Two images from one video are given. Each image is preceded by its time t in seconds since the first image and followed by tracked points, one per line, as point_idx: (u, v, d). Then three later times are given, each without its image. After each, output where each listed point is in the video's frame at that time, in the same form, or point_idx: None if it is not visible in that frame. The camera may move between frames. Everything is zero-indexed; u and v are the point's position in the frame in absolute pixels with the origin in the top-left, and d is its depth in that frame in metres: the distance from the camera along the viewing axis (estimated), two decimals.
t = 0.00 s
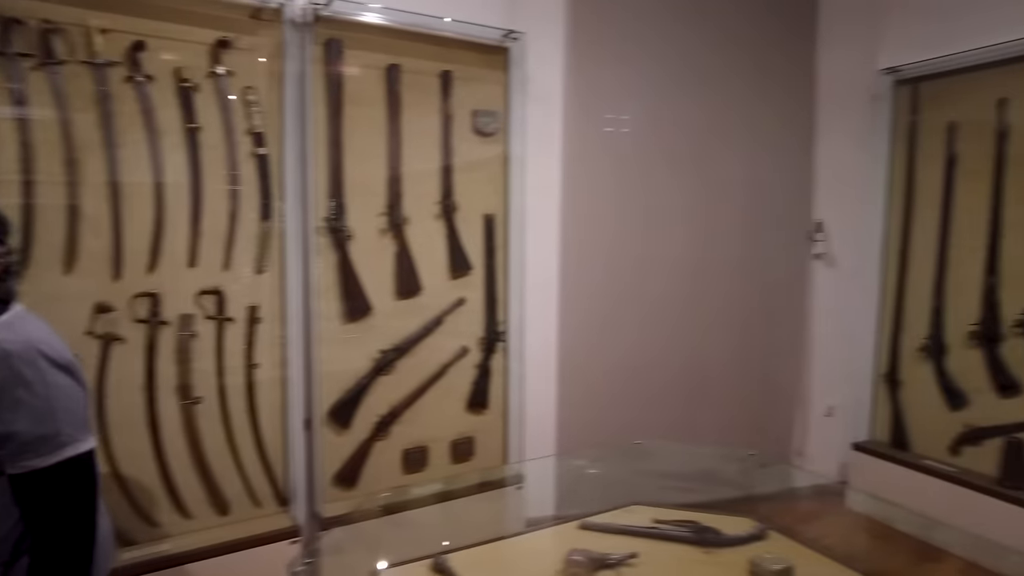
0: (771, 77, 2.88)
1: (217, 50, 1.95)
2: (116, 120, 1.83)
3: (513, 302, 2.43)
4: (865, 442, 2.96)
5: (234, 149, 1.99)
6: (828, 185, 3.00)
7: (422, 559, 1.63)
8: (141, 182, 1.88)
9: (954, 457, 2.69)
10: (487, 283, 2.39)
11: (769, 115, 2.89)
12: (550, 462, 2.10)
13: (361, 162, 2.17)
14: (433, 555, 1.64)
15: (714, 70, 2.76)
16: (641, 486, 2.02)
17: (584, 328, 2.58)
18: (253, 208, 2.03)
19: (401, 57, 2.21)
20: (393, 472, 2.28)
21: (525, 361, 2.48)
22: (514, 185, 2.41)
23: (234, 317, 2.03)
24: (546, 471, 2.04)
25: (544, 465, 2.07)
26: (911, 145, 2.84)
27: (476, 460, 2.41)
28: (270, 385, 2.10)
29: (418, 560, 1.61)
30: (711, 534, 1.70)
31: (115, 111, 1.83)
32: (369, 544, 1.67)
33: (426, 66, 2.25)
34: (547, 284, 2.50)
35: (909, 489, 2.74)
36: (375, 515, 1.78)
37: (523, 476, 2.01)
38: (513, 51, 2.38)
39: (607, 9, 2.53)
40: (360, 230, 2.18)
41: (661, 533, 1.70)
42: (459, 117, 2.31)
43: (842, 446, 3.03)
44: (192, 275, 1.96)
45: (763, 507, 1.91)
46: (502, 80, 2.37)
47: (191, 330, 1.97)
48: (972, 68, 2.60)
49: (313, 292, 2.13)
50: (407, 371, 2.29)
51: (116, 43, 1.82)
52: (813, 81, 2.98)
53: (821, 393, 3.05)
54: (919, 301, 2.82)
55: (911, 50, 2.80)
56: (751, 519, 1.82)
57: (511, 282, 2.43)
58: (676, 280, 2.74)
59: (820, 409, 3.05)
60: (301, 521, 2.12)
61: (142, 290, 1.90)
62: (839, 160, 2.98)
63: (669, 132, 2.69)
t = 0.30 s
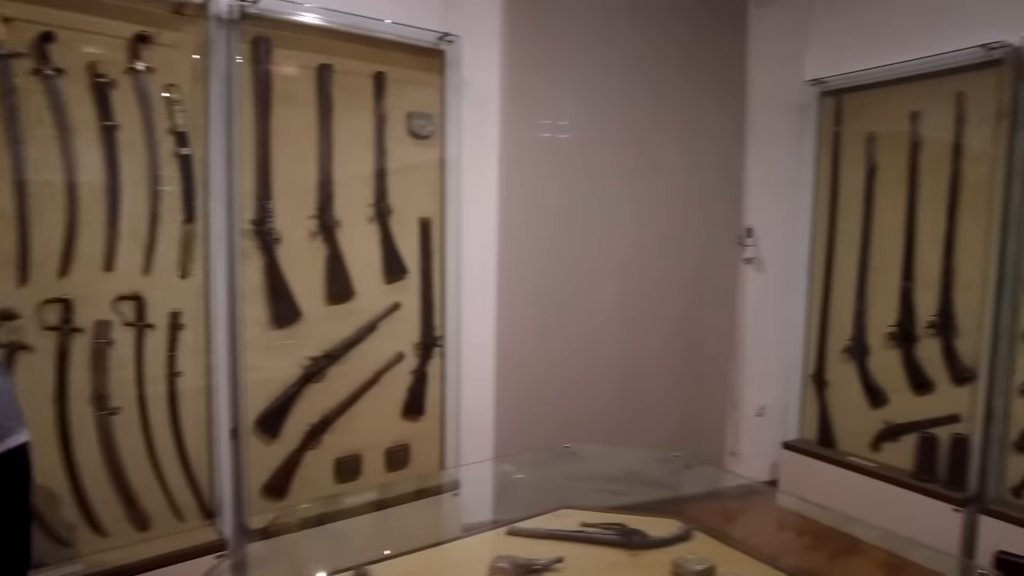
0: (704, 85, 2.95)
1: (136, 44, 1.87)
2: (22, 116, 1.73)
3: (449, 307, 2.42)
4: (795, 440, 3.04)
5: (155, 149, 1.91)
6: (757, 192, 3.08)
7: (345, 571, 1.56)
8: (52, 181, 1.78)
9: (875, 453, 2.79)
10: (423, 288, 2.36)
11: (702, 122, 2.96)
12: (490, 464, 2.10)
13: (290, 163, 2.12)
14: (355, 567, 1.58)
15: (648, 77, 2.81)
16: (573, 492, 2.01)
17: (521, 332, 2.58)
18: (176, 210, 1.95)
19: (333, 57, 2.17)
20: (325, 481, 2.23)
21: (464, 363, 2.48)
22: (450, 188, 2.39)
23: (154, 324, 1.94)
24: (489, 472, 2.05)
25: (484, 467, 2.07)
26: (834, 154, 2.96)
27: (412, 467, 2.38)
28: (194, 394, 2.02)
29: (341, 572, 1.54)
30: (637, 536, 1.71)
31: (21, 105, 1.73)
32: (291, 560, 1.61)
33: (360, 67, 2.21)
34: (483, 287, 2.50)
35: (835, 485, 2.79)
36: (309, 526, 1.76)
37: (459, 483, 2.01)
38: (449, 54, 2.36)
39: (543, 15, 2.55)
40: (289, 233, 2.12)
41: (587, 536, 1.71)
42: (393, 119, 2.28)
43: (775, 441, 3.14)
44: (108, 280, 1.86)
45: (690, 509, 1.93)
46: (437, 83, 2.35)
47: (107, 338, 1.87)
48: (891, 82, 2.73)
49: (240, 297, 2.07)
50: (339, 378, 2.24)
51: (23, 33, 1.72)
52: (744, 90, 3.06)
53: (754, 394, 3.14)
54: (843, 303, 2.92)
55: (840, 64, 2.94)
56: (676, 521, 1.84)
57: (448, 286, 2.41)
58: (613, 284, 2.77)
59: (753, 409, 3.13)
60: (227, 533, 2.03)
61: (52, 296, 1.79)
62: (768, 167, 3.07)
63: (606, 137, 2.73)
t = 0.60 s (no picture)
0: (647, 90, 3.00)
1: (58, 34, 1.78)
2: None
3: (392, 309, 2.38)
4: (736, 438, 3.11)
5: (79, 144, 1.83)
6: (699, 194, 3.17)
7: None
8: None
9: (812, 449, 2.88)
10: (366, 289, 2.32)
11: (646, 126, 3.01)
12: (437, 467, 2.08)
13: (227, 161, 2.06)
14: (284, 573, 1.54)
15: (593, 81, 2.83)
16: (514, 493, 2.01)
17: (465, 332, 2.57)
18: (103, 208, 1.87)
19: (272, 53, 2.12)
20: (263, 489, 2.17)
21: (408, 364, 2.46)
22: (393, 189, 2.36)
23: (79, 327, 1.86)
24: (433, 475, 2.02)
25: (431, 470, 2.05)
26: (772, 158, 3.04)
27: (354, 472, 2.34)
28: (122, 400, 1.94)
29: None
30: (573, 535, 1.72)
31: None
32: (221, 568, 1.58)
33: (299, 64, 2.17)
34: (429, 288, 2.49)
35: (773, 479, 2.89)
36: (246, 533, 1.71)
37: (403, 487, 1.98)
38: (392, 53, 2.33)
39: (488, 16, 2.55)
40: (225, 233, 2.06)
41: (524, 536, 1.71)
42: (335, 118, 2.24)
43: (715, 437, 3.24)
44: (28, 281, 1.77)
45: (628, 508, 1.96)
46: (380, 82, 2.32)
47: (27, 342, 1.78)
48: (824, 90, 2.83)
49: (172, 299, 2.00)
50: (277, 383, 2.18)
51: None
52: (686, 96, 3.14)
53: (696, 393, 3.22)
54: (781, 304, 3.01)
55: (777, 74, 3.03)
56: (613, 518, 1.87)
57: (391, 288, 2.38)
58: (557, 286, 2.79)
59: (695, 407, 3.21)
60: (159, 545, 1.96)
61: None
62: (709, 171, 3.17)
63: (552, 140, 2.75)
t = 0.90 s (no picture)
0: (595, 93, 3.00)
1: None
2: None
3: (339, 312, 2.34)
4: (683, 437, 3.18)
5: (3, 139, 1.74)
6: (648, 197, 3.20)
7: None
8: None
9: (757, 447, 2.94)
10: (310, 292, 2.27)
11: (594, 128, 3.01)
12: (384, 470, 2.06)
13: (164, 159, 1.99)
14: None
15: (543, 84, 2.84)
16: (462, 497, 1.99)
17: (414, 333, 2.54)
18: (29, 207, 1.79)
19: (212, 48, 2.05)
20: (204, 498, 2.10)
21: (355, 368, 2.43)
22: (340, 189, 2.32)
23: (3, 332, 1.77)
24: (382, 479, 2.00)
25: (378, 472, 2.02)
26: (717, 162, 3.11)
27: (300, 478, 2.29)
28: (50, 408, 1.85)
29: None
30: (516, 539, 1.71)
31: None
32: None
33: (241, 61, 2.11)
34: (376, 289, 2.46)
35: (719, 476, 2.94)
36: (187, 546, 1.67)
37: (351, 494, 1.93)
38: (339, 51, 2.29)
39: (438, 15, 2.53)
40: (162, 234, 1.99)
41: (467, 541, 1.69)
42: (279, 116, 2.19)
43: (666, 436, 3.32)
44: None
45: (574, 510, 1.96)
46: (326, 81, 2.27)
47: None
48: (767, 97, 2.92)
49: (105, 302, 1.92)
50: (218, 388, 2.12)
51: None
52: (635, 99, 3.14)
53: (646, 394, 3.26)
54: (728, 304, 3.07)
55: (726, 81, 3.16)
56: (558, 520, 1.86)
57: (338, 290, 2.33)
58: (507, 287, 2.78)
59: (645, 406, 3.26)
60: (89, 558, 1.88)
61: None
62: (657, 175, 3.21)
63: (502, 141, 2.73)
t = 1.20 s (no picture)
0: (544, 95, 3.01)
1: None
2: None
3: (282, 315, 2.28)
4: (632, 436, 3.21)
5: None
6: (596, 199, 3.23)
7: None
8: None
9: (702, 444, 3.00)
10: (252, 294, 2.21)
11: (544, 130, 3.02)
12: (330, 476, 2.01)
13: (95, 156, 1.90)
14: None
15: (493, 85, 2.83)
16: (409, 503, 1.96)
17: (360, 336, 2.50)
18: None
19: (147, 41, 1.97)
20: (138, 509, 2.01)
21: (298, 372, 2.37)
22: (283, 189, 2.26)
23: None
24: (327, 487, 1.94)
25: (322, 481, 1.97)
26: (663, 166, 3.16)
27: (241, 487, 2.21)
28: None
29: None
30: (462, 543, 1.69)
31: None
32: None
33: (178, 55, 2.03)
34: (320, 292, 2.41)
35: (666, 474, 2.99)
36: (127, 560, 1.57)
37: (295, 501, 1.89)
38: (282, 47, 2.22)
39: (384, 13, 2.49)
40: (92, 234, 1.90)
41: (412, 547, 1.67)
42: (218, 113, 2.11)
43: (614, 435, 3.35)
44: None
45: (521, 512, 1.94)
46: (268, 77, 2.21)
47: None
48: (712, 102, 2.98)
49: (29, 305, 1.82)
50: (153, 395, 2.03)
51: None
52: (584, 102, 3.16)
53: (595, 394, 3.30)
54: (674, 305, 3.12)
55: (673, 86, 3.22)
56: (506, 523, 1.85)
57: (281, 293, 2.27)
58: (456, 289, 2.75)
59: (594, 406, 3.29)
60: None
61: None
62: (605, 177, 3.25)
63: (454, 141, 2.71)
